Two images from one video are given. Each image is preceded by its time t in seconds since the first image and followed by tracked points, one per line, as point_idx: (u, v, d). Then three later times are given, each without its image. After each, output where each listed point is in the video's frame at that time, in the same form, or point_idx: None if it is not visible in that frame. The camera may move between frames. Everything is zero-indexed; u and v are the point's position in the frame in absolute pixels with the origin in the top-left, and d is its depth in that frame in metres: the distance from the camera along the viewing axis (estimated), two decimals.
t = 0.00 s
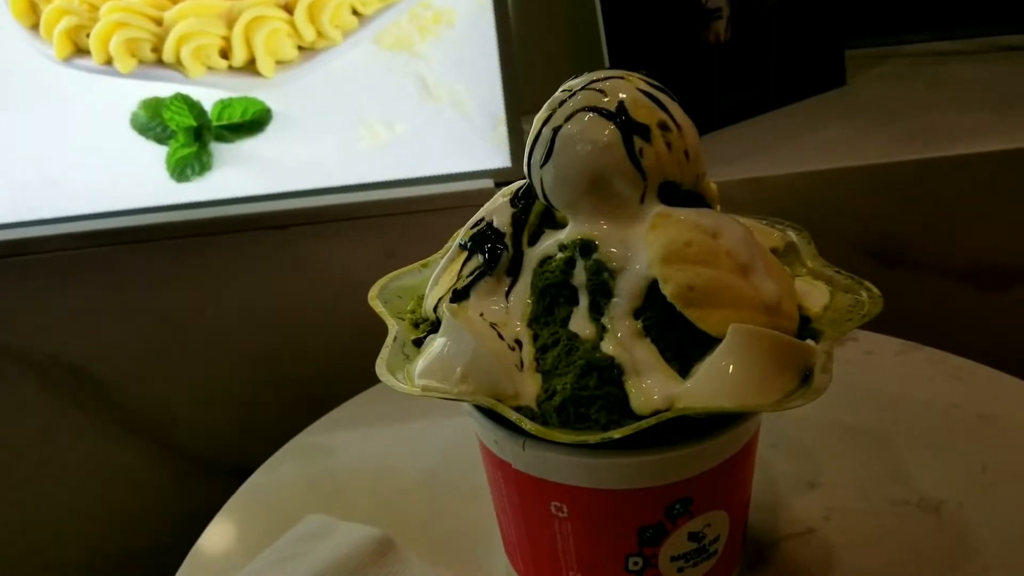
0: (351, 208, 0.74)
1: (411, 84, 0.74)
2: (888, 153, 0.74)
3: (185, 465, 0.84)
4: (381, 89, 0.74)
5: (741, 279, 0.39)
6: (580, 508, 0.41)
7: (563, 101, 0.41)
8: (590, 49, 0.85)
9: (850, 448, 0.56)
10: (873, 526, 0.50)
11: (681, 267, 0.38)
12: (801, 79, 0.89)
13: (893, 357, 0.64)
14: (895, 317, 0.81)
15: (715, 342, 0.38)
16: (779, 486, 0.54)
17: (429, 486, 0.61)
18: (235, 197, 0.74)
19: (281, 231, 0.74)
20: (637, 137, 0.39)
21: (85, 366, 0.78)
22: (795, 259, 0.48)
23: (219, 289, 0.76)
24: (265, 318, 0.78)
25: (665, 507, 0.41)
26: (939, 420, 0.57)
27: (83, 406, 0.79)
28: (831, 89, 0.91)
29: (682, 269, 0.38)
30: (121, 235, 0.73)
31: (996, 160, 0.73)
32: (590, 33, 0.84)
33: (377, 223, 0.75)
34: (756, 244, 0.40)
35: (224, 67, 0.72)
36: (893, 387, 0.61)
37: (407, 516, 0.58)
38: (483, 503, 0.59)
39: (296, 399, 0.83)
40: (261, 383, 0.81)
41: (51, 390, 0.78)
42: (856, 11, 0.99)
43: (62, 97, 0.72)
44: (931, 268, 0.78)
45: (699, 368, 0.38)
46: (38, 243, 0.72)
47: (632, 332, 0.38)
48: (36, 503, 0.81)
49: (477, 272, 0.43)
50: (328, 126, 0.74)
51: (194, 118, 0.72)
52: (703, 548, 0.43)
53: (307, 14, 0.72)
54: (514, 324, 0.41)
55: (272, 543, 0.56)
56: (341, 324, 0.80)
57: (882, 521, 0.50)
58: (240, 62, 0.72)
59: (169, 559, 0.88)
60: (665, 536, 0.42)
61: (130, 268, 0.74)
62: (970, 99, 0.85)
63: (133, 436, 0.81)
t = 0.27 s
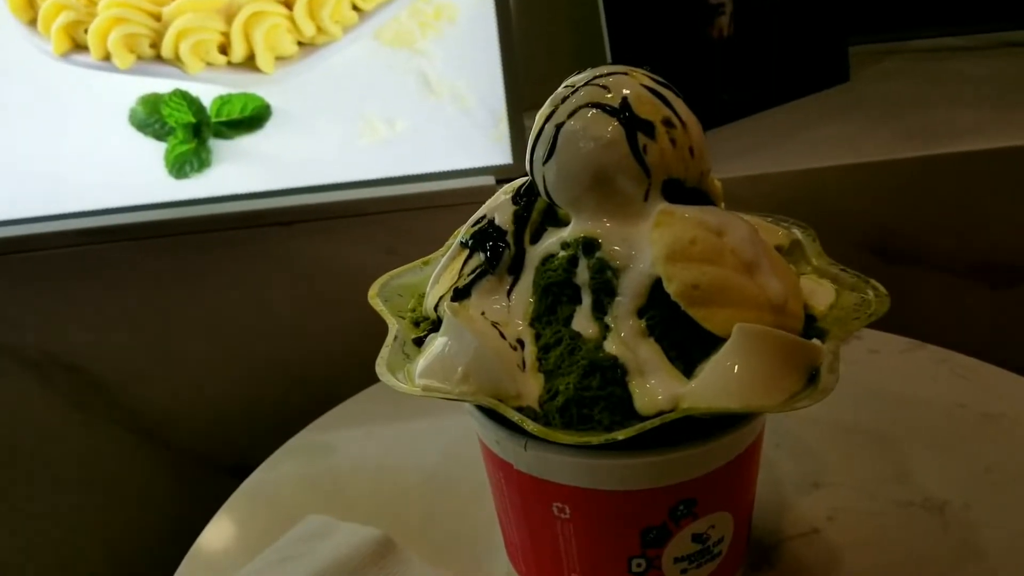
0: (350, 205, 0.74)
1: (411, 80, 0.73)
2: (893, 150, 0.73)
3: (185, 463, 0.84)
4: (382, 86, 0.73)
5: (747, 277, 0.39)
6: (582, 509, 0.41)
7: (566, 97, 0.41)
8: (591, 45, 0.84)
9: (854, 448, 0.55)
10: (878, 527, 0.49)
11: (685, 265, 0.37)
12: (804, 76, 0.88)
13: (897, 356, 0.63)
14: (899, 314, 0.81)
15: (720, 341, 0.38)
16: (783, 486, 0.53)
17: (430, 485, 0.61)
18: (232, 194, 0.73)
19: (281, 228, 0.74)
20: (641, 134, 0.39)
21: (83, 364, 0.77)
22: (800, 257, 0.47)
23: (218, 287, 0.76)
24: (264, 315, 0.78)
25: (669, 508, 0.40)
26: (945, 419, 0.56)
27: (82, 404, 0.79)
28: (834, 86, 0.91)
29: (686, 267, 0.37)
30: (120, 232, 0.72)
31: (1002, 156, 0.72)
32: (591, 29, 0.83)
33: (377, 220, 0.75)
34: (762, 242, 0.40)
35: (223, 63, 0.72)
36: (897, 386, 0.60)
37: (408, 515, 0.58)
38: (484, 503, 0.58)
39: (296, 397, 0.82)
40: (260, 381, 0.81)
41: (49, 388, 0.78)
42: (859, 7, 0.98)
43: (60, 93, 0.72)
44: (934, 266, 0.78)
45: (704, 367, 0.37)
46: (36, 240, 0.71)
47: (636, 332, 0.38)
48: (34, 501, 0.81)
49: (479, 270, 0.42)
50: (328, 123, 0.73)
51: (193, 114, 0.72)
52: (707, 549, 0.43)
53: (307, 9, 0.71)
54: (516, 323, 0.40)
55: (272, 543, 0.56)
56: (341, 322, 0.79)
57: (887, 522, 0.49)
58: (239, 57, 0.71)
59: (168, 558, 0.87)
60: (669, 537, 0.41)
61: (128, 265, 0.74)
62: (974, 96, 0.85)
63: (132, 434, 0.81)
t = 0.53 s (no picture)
0: (348, 204, 0.73)
1: (410, 77, 0.72)
2: (896, 147, 0.72)
3: (182, 464, 0.83)
4: (380, 83, 0.72)
5: (751, 278, 0.38)
6: (584, 515, 0.40)
7: (567, 95, 0.40)
8: (592, 41, 0.83)
9: (858, 449, 0.55)
10: (883, 530, 0.48)
11: (689, 266, 0.37)
12: (807, 72, 0.87)
13: (902, 355, 0.62)
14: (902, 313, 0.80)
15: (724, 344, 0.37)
16: (786, 488, 0.53)
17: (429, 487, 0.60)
18: (228, 193, 0.73)
19: (278, 227, 0.73)
20: (643, 132, 0.38)
21: (79, 365, 0.77)
22: (805, 257, 0.47)
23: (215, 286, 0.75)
24: (262, 315, 0.77)
25: (672, 513, 0.39)
26: (950, 420, 0.56)
27: (77, 404, 0.78)
28: (837, 82, 0.90)
29: (689, 269, 0.37)
30: (115, 231, 0.71)
31: (1008, 153, 0.71)
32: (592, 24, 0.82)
33: (375, 219, 0.74)
34: (766, 243, 0.39)
35: (219, 60, 0.71)
36: (902, 386, 0.60)
37: (407, 518, 0.57)
38: (483, 505, 0.58)
39: (294, 397, 0.81)
40: (258, 381, 0.80)
41: (44, 388, 0.77)
42: (863, 2, 0.97)
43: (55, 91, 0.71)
44: (938, 264, 0.77)
45: (708, 370, 0.36)
46: (30, 239, 0.70)
47: (638, 334, 0.37)
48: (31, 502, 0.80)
49: (478, 271, 0.41)
50: (325, 120, 0.72)
51: (189, 111, 0.71)
52: (711, 555, 0.42)
53: (304, 6, 0.70)
54: (516, 325, 0.40)
55: (268, 547, 0.55)
56: (339, 321, 0.78)
57: (892, 525, 0.49)
58: (235, 54, 0.71)
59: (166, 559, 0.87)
60: (671, 543, 0.40)
61: (124, 264, 0.73)
62: (978, 92, 0.84)
63: (128, 435, 0.80)
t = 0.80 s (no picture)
0: (345, 206, 0.72)
1: (408, 77, 0.71)
2: (900, 148, 0.71)
3: (179, 469, 0.82)
4: (378, 83, 0.71)
5: (755, 286, 0.37)
6: (585, 527, 0.39)
7: (567, 98, 0.39)
8: (591, 39, 0.82)
9: (863, 456, 0.54)
10: (889, 539, 0.48)
11: (691, 274, 0.36)
12: (809, 70, 0.86)
13: (907, 359, 0.61)
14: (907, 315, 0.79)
15: (728, 354, 0.36)
16: (791, 496, 0.52)
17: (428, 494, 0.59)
18: (225, 193, 0.72)
19: (275, 229, 0.72)
20: (644, 136, 0.37)
21: (74, 369, 0.76)
22: (808, 263, 0.46)
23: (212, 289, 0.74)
24: (258, 318, 0.76)
25: (675, 526, 0.39)
26: (957, 426, 0.55)
27: (72, 409, 0.77)
28: (839, 80, 0.89)
29: (692, 276, 0.36)
30: (110, 234, 0.70)
31: (1014, 153, 0.70)
32: (591, 22, 0.81)
33: (373, 221, 0.73)
34: (770, 249, 0.38)
35: (215, 60, 0.70)
36: (907, 390, 0.59)
37: (405, 526, 0.56)
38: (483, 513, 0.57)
39: (292, 402, 0.81)
40: (255, 385, 0.79)
41: (39, 392, 0.76)
42: None
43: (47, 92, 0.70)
44: (943, 266, 0.76)
45: (711, 381, 0.35)
46: (24, 242, 0.69)
47: (640, 343, 0.36)
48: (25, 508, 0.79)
49: (476, 278, 0.40)
50: (322, 121, 0.72)
51: (184, 113, 0.70)
52: (714, 567, 0.41)
53: (300, 5, 0.69)
54: (515, 334, 0.39)
55: (264, 557, 0.54)
56: (337, 324, 0.77)
57: (898, 535, 0.48)
58: (231, 54, 0.70)
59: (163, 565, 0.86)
60: (674, 556, 0.40)
61: (118, 267, 0.72)
62: (982, 91, 0.83)
63: (125, 440, 0.79)
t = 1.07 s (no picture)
0: (342, 207, 0.70)
1: (403, 77, 0.70)
2: (901, 146, 0.71)
3: (175, 473, 0.81)
4: (374, 83, 0.70)
5: (756, 293, 0.36)
6: (583, 538, 0.38)
7: (564, 101, 0.38)
8: (589, 37, 0.81)
9: (865, 461, 0.53)
10: (892, 546, 0.47)
11: (691, 282, 0.35)
12: (809, 68, 0.85)
13: (909, 361, 0.61)
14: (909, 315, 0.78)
15: (729, 363, 0.35)
16: (792, 502, 0.51)
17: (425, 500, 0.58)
18: (221, 195, 0.71)
19: (269, 232, 0.71)
20: (643, 140, 0.36)
21: (68, 374, 0.75)
22: (810, 266, 0.45)
23: (206, 293, 0.73)
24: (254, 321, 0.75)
25: (675, 536, 0.38)
26: (960, 429, 0.54)
27: (67, 414, 0.76)
28: (839, 78, 0.88)
29: (692, 284, 0.35)
30: (103, 237, 0.70)
31: (1016, 151, 0.70)
32: (589, 20, 0.80)
33: (370, 223, 0.71)
34: (771, 255, 0.37)
35: (208, 60, 0.69)
36: (909, 393, 0.58)
37: (402, 532, 0.55)
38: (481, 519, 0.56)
39: (289, 405, 0.80)
40: (251, 389, 0.78)
41: (33, 397, 0.75)
42: None
43: (39, 94, 0.69)
44: (945, 265, 0.75)
45: (712, 391, 0.35)
46: (17, 246, 0.69)
47: (639, 352, 0.36)
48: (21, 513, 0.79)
49: (472, 285, 0.40)
50: (318, 122, 0.71)
51: (177, 114, 0.70)
52: None
53: (294, 4, 0.69)
54: (512, 342, 0.38)
55: (259, 565, 0.54)
56: (333, 327, 0.77)
57: (901, 541, 0.47)
58: (224, 54, 0.69)
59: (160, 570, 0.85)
60: (675, 566, 0.39)
61: (112, 271, 0.71)
62: (984, 88, 0.82)
63: (120, 444, 0.79)
